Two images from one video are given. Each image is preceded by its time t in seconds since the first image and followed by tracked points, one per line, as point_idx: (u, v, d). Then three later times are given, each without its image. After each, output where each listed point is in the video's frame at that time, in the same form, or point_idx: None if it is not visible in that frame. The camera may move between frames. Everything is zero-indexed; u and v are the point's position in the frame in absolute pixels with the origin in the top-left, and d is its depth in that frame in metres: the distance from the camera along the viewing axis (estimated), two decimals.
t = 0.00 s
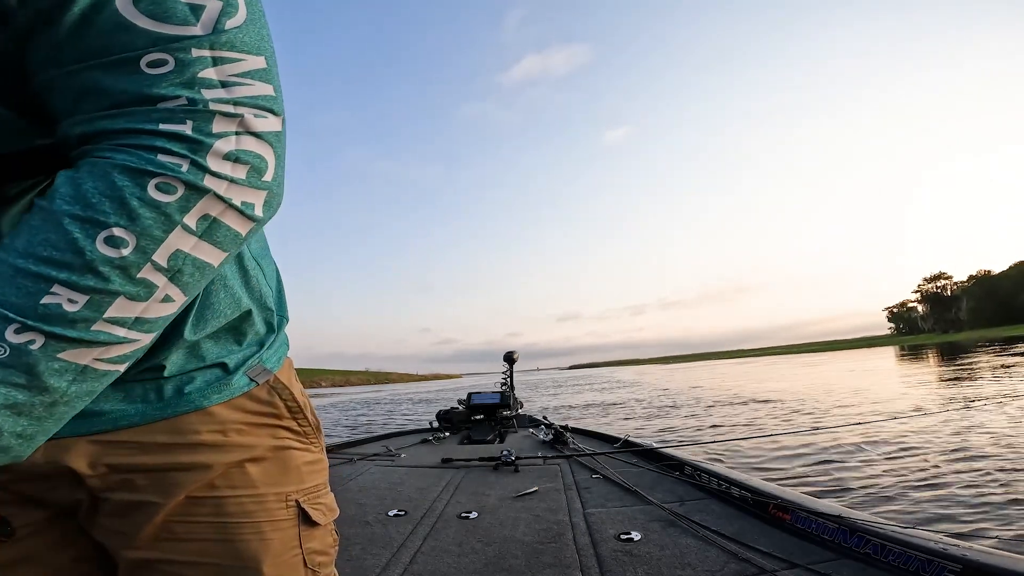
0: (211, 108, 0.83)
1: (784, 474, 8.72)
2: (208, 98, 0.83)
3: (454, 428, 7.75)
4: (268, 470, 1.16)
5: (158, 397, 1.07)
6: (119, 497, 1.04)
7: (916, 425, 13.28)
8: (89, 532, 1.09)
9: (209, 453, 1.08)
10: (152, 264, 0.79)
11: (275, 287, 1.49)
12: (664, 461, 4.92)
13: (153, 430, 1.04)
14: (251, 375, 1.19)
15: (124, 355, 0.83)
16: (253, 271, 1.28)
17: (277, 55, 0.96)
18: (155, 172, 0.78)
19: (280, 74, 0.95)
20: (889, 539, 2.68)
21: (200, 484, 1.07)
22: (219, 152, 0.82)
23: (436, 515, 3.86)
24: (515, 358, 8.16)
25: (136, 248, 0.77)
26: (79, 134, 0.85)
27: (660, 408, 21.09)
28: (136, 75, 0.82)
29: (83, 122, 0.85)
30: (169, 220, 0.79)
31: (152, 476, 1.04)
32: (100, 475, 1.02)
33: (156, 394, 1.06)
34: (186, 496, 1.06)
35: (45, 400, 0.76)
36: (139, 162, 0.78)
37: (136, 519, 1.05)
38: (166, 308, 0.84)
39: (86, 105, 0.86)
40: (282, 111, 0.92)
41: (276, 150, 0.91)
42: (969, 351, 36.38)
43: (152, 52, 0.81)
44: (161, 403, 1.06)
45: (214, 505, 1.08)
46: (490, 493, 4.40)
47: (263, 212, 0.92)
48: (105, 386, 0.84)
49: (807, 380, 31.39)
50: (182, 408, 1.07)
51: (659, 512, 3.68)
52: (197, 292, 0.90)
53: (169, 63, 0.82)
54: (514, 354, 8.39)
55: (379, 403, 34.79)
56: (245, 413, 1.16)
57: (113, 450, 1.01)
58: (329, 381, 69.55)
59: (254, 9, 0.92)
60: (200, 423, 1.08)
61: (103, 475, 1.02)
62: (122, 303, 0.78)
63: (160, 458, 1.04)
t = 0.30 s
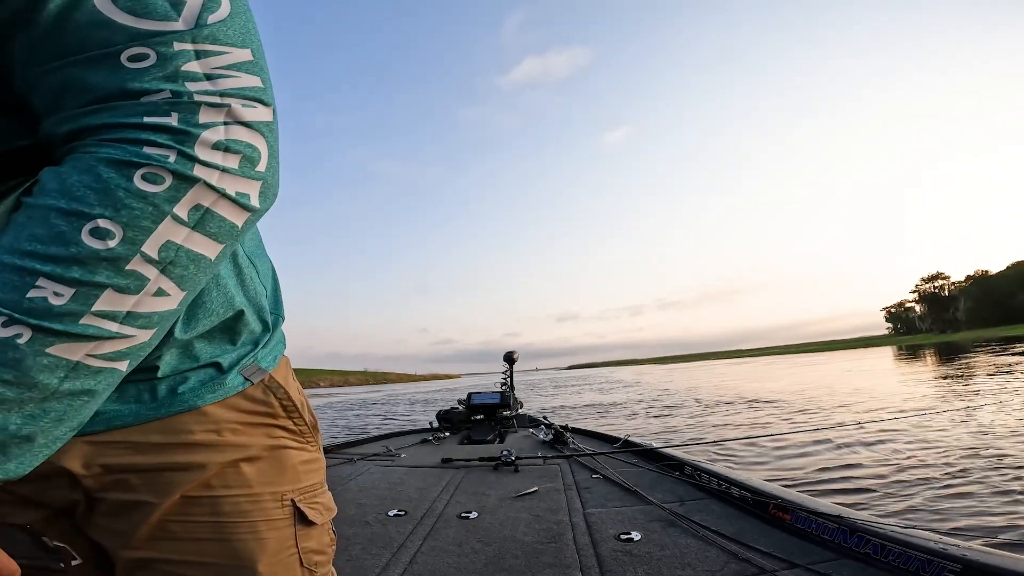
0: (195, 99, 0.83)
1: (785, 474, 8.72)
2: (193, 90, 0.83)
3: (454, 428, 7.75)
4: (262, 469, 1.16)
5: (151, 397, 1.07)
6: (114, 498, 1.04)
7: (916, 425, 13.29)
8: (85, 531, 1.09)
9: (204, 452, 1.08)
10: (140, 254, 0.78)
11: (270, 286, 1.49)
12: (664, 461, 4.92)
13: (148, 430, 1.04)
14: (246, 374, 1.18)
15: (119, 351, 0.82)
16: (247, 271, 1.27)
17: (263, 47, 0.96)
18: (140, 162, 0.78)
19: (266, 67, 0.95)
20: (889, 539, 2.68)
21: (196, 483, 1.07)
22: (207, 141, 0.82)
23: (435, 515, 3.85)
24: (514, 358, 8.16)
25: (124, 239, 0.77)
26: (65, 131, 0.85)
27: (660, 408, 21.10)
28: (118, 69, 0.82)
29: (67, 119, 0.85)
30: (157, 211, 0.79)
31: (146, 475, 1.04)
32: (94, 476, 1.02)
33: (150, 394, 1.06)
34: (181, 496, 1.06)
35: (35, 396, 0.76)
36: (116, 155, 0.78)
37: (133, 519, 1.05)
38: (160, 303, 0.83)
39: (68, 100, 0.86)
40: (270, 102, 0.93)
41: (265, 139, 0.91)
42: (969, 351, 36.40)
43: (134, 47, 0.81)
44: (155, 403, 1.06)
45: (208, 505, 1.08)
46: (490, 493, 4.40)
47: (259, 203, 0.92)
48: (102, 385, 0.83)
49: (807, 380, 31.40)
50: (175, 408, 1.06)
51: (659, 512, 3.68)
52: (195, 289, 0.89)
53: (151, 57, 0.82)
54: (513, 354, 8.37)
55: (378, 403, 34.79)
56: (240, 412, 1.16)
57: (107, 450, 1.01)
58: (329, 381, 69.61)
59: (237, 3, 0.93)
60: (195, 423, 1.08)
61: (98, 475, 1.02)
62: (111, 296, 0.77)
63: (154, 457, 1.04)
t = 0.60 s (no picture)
0: (199, 104, 0.83)
1: (785, 473, 8.72)
2: (195, 96, 0.83)
3: (454, 428, 7.75)
4: (259, 469, 1.16)
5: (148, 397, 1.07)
6: (111, 498, 1.04)
7: (915, 425, 13.28)
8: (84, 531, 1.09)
9: (201, 452, 1.08)
10: (158, 255, 0.79)
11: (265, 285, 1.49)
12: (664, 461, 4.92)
13: (145, 431, 1.04)
14: (241, 374, 1.18)
15: (138, 351, 0.82)
16: (243, 274, 1.27)
17: (263, 48, 0.95)
18: (153, 166, 0.78)
19: (266, 69, 0.94)
20: (889, 539, 2.68)
21: (193, 482, 1.07)
22: (217, 143, 0.82)
23: (435, 515, 3.85)
24: (514, 358, 8.16)
25: (141, 240, 0.77)
26: (72, 139, 0.85)
27: (660, 408, 21.10)
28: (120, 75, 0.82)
29: (72, 128, 0.85)
30: (172, 213, 0.79)
31: (143, 475, 1.04)
32: (91, 476, 1.02)
33: (146, 394, 1.06)
34: (178, 495, 1.06)
35: (60, 394, 0.76)
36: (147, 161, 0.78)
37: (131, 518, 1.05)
38: (178, 302, 0.84)
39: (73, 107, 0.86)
40: (274, 103, 0.92)
41: (271, 139, 0.91)
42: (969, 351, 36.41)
43: (133, 55, 0.82)
44: (150, 403, 1.06)
45: (205, 504, 1.07)
46: (490, 493, 4.40)
47: (270, 201, 0.92)
48: (126, 383, 0.83)
49: (807, 380, 31.40)
50: (171, 408, 1.07)
51: (659, 512, 3.67)
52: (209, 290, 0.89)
53: (150, 65, 0.82)
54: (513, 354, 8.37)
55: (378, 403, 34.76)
56: (236, 412, 1.16)
57: (104, 450, 1.01)
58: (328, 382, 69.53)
59: (234, 3, 0.91)
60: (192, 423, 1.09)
61: (95, 475, 1.02)
62: (132, 294, 0.78)
63: (151, 457, 1.05)
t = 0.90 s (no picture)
0: (225, 126, 0.83)
1: (784, 473, 8.72)
2: (222, 117, 0.83)
3: (454, 428, 7.74)
4: (262, 467, 1.16)
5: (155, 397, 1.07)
6: (116, 496, 1.05)
7: (914, 424, 13.27)
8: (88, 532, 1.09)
9: (206, 451, 1.08)
10: (185, 278, 0.80)
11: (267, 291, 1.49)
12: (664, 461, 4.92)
13: (151, 430, 1.04)
14: (245, 375, 1.17)
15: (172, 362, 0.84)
16: (249, 279, 1.27)
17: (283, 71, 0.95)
18: (177, 195, 0.79)
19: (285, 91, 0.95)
20: (889, 539, 2.68)
21: (197, 480, 1.07)
22: (235, 169, 0.83)
23: (436, 515, 3.85)
24: (514, 358, 8.15)
25: (170, 264, 0.78)
26: (104, 154, 0.84)
27: (660, 408, 21.09)
28: (155, 94, 0.81)
29: (105, 142, 0.84)
30: (198, 237, 0.80)
31: (150, 473, 1.05)
32: (99, 473, 1.03)
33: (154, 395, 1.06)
34: (183, 492, 1.06)
35: (105, 406, 0.78)
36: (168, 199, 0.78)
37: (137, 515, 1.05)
38: (203, 319, 0.85)
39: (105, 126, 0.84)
40: (289, 125, 0.93)
41: (286, 163, 0.92)
42: (968, 351, 36.41)
43: (172, 74, 0.81)
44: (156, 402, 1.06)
45: (211, 501, 1.08)
46: (490, 493, 4.39)
47: (280, 222, 0.93)
48: (161, 393, 0.86)
49: (807, 380, 31.39)
50: (179, 406, 1.07)
51: (659, 512, 3.67)
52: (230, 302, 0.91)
53: (183, 84, 0.82)
54: (513, 353, 8.36)
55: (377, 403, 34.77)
56: (240, 412, 1.16)
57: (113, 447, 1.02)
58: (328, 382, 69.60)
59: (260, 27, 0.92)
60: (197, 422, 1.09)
61: (102, 472, 1.03)
62: (164, 313, 0.79)
63: (157, 455, 1.05)
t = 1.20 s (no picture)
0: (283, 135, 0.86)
1: (784, 473, 8.72)
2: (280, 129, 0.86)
3: (454, 428, 7.75)
4: (268, 465, 1.16)
5: (164, 397, 1.07)
6: (122, 494, 1.04)
7: (913, 424, 13.29)
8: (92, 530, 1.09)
9: (214, 449, 1.09)
10: (232, 242, 0.80)
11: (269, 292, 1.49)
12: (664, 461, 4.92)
13: (161, 428, 1.05)
14: (251, 376, 1.18)
15: (182, 319, 0.80)
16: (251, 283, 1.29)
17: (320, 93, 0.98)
18: (244, 173, 0.81)
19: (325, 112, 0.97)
20: (889, 539, 2.68)
21: (205, 478, 1.07)
22: (292, 169, 0.85)
23: (436, 515, 3.85)
24: (514, 358, 8.17)
25: (224, 227, 0.80)
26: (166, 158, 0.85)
27: (659, 408, 21.10)
28: (217, 107, 0.84)
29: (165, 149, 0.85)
30: (254, 212, 0.82)
31: (158, 471, 1.05)
32: (108, 471, 1.02)
33: (163, 394, 1.06)
34: (191, 490, 1.06)
35: (120, 339, 0.75)
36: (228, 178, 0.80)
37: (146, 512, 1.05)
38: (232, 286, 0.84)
39: (171, 129, 0.85)
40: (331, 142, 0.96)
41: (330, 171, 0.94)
42: (968, 351, 36.43)
43: (226, 90, 0.83)
44: (165, 401, 1.06)
45: (217, 499, 1.08)
46: (490, 493, 4.39)
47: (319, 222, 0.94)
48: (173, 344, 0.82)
49: (806, 380, 31.42)
50: (187, 406, 1.07)
51: (659, 512, 3.68)
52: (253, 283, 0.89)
53: (243, 103, 0.84)
54: (513, 354, 8.37)
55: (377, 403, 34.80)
56: (246, 412, 1.16)
57: (122, 445, 1.02)
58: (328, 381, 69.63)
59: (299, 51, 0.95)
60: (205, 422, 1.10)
61: (112, 470, 1.02)
62: (201, 267, 0.78)
63: (165, 453, 1.05)
